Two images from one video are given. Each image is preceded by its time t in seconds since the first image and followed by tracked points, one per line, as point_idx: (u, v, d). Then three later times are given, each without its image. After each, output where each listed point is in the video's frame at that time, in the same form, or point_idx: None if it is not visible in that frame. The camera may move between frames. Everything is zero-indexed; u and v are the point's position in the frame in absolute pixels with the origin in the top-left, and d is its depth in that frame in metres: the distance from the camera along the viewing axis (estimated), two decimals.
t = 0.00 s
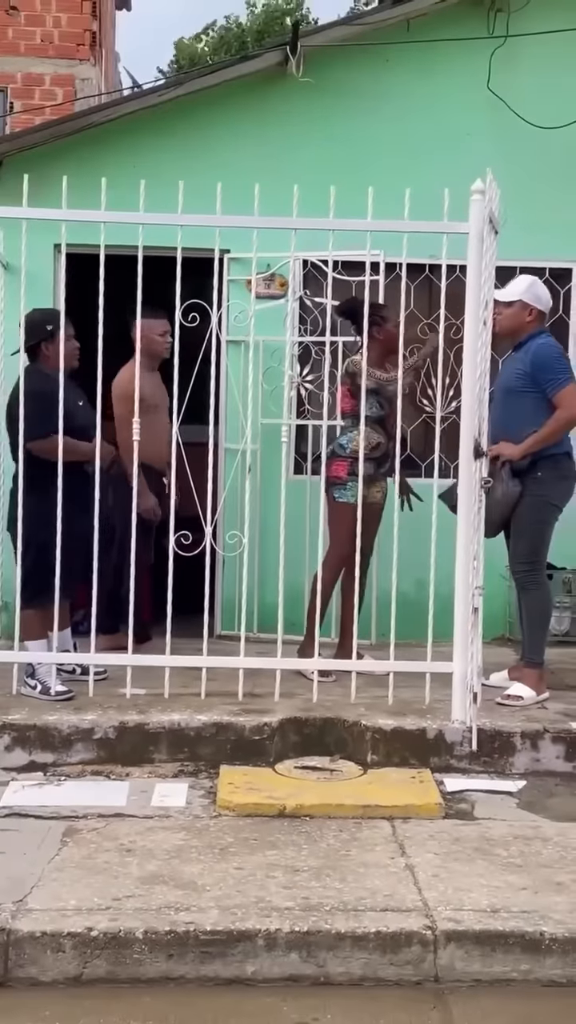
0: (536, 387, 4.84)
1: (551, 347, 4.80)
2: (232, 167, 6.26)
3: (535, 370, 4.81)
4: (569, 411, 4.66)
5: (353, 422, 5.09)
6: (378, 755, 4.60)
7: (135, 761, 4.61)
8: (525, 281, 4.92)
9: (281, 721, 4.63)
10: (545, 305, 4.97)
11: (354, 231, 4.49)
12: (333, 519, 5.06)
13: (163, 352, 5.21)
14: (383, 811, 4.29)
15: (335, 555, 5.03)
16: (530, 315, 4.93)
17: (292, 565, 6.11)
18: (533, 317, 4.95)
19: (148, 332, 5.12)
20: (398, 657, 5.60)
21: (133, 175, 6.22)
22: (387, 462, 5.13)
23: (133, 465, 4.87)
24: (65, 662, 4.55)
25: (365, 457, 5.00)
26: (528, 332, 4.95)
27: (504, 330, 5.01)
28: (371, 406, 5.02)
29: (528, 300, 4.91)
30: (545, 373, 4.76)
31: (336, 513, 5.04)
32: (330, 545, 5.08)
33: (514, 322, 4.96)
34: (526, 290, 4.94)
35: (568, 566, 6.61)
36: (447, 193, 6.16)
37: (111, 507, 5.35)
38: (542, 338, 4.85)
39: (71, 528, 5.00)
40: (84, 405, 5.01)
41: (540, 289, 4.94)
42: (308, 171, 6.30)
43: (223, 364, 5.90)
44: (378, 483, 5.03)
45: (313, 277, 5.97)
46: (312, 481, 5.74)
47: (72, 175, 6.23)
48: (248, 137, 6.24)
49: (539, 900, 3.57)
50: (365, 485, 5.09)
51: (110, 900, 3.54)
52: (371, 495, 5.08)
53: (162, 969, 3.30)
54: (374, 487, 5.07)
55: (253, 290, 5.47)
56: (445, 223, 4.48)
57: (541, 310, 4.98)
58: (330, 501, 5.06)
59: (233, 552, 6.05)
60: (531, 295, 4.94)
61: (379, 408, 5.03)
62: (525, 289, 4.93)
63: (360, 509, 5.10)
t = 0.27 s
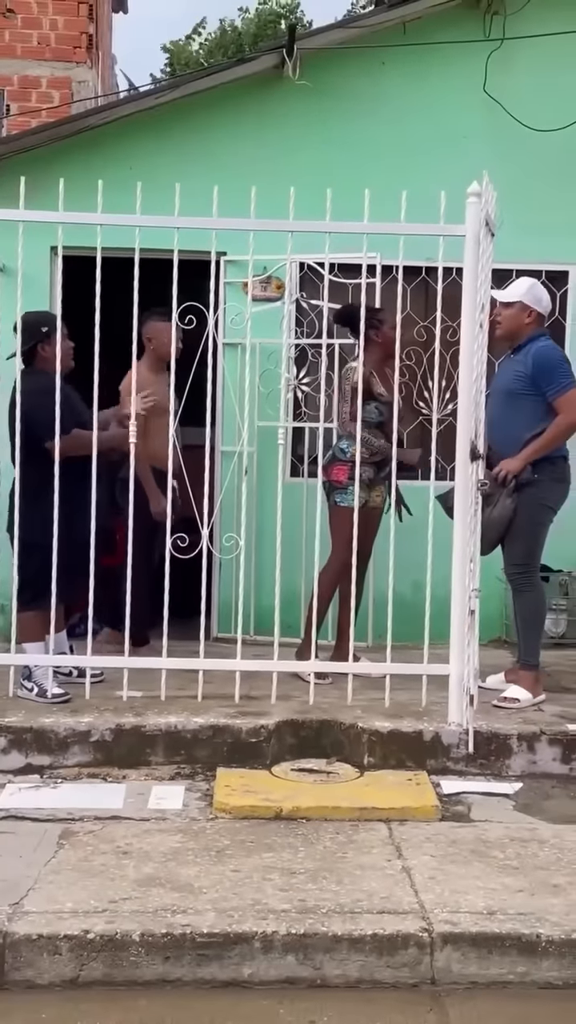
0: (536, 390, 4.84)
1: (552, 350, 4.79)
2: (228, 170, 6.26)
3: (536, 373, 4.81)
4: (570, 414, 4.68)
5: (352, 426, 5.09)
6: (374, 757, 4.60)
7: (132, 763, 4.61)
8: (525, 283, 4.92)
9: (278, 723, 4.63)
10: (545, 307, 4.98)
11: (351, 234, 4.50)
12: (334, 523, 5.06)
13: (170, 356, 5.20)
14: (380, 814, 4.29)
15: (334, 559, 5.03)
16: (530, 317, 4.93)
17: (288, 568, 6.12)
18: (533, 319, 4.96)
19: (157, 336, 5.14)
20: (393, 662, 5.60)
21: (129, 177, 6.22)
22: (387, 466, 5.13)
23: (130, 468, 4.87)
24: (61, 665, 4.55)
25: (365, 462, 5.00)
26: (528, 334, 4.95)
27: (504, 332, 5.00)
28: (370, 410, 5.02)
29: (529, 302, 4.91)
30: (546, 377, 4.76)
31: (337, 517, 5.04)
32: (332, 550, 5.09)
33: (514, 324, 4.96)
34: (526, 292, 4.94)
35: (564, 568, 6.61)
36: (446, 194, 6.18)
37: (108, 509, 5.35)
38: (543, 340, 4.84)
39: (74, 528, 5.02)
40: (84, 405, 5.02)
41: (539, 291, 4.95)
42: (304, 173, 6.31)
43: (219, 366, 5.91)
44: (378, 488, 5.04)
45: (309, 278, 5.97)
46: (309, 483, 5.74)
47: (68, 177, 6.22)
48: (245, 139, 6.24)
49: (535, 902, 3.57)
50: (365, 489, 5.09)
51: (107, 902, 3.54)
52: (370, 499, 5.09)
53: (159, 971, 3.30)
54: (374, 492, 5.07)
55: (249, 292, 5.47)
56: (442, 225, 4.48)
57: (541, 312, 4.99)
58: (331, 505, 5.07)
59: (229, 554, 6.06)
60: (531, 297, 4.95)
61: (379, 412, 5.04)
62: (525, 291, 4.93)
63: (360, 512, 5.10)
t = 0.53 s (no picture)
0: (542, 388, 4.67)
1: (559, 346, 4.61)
2: (222, 160, 6.09)
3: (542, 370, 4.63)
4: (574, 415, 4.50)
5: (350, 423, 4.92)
6: (373, 769, 4.42)
7: (121, 776, 4.43)
8: (531, 274, 4.74)
9: (273, 733, 4.46)
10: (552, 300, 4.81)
11: (349, 223, 4.32)
12: (331, 524, 4.88)
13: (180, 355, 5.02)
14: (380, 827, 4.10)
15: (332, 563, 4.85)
16: (536, 311, 4.76)
17: (284, 571, 5.94)
18: (539, 313, 4.78)
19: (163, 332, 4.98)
20: (394, 669, 5.43)
21: (120, 167, 6.05)
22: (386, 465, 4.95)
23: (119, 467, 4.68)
24: (47, 672, 4.37)
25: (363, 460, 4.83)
26: (535, 328, 4.78)
27: (509, 327, 4.83)
28: (368, 407, 4.85)
29: (535, 296, 4.74)
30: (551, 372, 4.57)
31: (333, 517, 4.87)
32: (329, 551, 4.91)
33: (519, 318, 4.78)
34: (531, 285, 4.77)
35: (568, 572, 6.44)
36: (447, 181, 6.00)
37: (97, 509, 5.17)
38: (550, 335, 4.66)
39: (70, 527, 4.86)
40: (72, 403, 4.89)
41: (545, 283, 4.78)
42: (301, 163, 6.13)
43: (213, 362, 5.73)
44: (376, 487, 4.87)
45: (306, 271, 5.79)
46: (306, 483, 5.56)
47: (56, 167, 6.05)
48: (239, 126, 6.06)
49: (542, 919, 3.39)
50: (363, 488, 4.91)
51: (94, 920, 3.34)
52: (368, 499, 4.92)
53: (148, 992, 3.11)
54: (372, 492, 4.91)
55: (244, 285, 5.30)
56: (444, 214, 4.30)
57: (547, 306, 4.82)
58: (327, 506, 4.91)
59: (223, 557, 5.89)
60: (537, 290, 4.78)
61: (376, 409, 4.87)
62: (531, 283, 4.76)
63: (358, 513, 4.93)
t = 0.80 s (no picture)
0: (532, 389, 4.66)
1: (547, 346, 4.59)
2: (219, 160, 6.09)
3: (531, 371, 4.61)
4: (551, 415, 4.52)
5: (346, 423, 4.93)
6: (370, 769, 4.42)
7: (117, 776, 4.43)
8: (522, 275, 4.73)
9: (270, 733, 4.46)
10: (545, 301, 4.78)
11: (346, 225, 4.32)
12: (330, 524, 4.88)
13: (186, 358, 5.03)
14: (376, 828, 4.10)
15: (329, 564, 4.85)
16: (526, 313, 4.75)
17: (281, 572, 5.94)
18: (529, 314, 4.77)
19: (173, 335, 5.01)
20: (390, 670, 5.43)
21: (116, 167, 6.05)
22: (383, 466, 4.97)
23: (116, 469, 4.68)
24: (43, 673, 4.37)
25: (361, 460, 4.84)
26: (525, 329, 4.78)
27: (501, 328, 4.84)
28: (365, 408, 4.87)
29: (524, 297, 4.73)
30: (538, 371, 4.56)
31: (332, 518, 4.87)
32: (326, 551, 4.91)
33: (509, 320, 4.80)
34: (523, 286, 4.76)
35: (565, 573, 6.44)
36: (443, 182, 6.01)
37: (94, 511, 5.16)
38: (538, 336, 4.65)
39: (71, 530, 4.87)
40: (72, 404, 4.91)
41: (537, 284, 4.75)
42: (297, 164, 6.14)
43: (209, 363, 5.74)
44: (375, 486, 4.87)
45: (302, 271, 5.80)
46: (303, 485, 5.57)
47: (53, 167, 6.05)
48: (236, 126, 6.06)
49: (537, 920, 3.39)
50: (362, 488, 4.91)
51: (90, 921, 3.34)
52: (367, 500, 4.91)
53: (144, 993, 3.10)
54: (372, 491, 4.90)
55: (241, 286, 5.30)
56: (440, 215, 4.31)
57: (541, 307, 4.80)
58: (326, 506, 4.90)
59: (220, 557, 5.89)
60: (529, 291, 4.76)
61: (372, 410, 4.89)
62: (522, 284, 4.74)
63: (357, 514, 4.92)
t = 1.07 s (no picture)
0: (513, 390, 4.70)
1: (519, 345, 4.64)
2: (217, 161, 6.09)
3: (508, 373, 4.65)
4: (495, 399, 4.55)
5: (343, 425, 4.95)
6: (367, 770, 4.42)
7: (114, 777, 4.42)
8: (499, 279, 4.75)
9: (267, 734, 4.46)
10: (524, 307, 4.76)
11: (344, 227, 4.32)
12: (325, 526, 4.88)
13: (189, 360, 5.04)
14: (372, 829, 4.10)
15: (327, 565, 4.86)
16: (501, 317, 4.76)
17: (279, 573, 5.95)
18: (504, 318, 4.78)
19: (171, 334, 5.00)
20: (387, 671, 5.44)
21: (114, 168, 6.05)
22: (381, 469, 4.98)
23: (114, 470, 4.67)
24: (41, 673, 4.37)
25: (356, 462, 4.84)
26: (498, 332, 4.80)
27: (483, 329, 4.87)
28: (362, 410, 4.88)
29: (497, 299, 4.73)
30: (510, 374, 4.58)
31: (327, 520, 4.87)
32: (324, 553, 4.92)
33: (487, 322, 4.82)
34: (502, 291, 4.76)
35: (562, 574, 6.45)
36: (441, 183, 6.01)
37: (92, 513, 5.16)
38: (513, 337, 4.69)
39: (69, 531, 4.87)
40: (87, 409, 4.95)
41: (516, 290, 4.73)
42: (294, 164, 6.14)
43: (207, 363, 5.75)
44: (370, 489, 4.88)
45: (300, 272, 5.80)
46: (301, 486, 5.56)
47: (50, 168, 6.05)
48: (234, 127, 6.07)
49: (534, 921, 3.39)
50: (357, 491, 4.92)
51: (86, 922, 3.33)
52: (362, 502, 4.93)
53: (141, 994, 3.10)
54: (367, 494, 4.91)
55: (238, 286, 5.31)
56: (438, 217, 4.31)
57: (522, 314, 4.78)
58: (322, 507, 4.90)
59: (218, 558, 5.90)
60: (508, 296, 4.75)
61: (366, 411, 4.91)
62: (500, 289, 4.75)
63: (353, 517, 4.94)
